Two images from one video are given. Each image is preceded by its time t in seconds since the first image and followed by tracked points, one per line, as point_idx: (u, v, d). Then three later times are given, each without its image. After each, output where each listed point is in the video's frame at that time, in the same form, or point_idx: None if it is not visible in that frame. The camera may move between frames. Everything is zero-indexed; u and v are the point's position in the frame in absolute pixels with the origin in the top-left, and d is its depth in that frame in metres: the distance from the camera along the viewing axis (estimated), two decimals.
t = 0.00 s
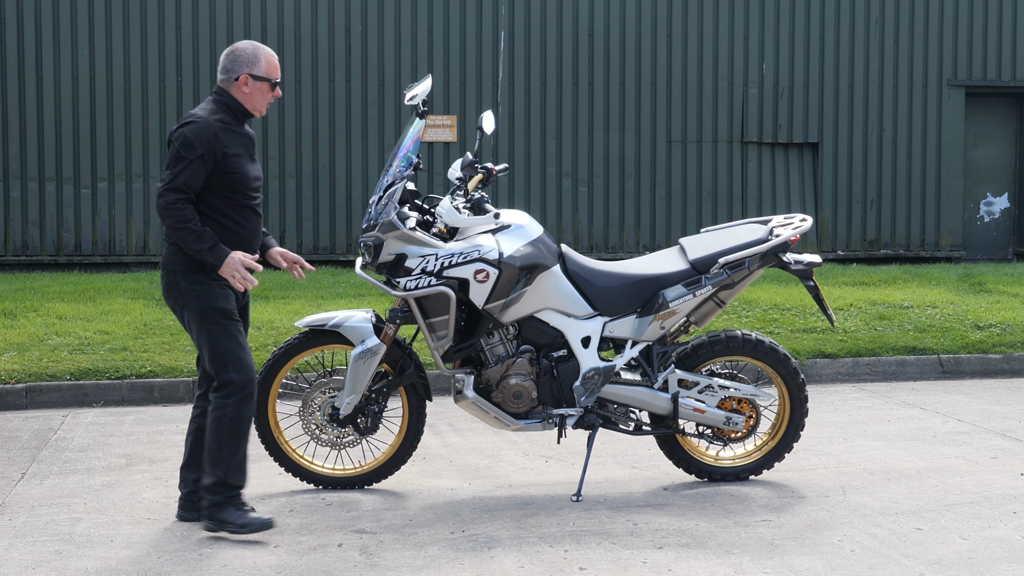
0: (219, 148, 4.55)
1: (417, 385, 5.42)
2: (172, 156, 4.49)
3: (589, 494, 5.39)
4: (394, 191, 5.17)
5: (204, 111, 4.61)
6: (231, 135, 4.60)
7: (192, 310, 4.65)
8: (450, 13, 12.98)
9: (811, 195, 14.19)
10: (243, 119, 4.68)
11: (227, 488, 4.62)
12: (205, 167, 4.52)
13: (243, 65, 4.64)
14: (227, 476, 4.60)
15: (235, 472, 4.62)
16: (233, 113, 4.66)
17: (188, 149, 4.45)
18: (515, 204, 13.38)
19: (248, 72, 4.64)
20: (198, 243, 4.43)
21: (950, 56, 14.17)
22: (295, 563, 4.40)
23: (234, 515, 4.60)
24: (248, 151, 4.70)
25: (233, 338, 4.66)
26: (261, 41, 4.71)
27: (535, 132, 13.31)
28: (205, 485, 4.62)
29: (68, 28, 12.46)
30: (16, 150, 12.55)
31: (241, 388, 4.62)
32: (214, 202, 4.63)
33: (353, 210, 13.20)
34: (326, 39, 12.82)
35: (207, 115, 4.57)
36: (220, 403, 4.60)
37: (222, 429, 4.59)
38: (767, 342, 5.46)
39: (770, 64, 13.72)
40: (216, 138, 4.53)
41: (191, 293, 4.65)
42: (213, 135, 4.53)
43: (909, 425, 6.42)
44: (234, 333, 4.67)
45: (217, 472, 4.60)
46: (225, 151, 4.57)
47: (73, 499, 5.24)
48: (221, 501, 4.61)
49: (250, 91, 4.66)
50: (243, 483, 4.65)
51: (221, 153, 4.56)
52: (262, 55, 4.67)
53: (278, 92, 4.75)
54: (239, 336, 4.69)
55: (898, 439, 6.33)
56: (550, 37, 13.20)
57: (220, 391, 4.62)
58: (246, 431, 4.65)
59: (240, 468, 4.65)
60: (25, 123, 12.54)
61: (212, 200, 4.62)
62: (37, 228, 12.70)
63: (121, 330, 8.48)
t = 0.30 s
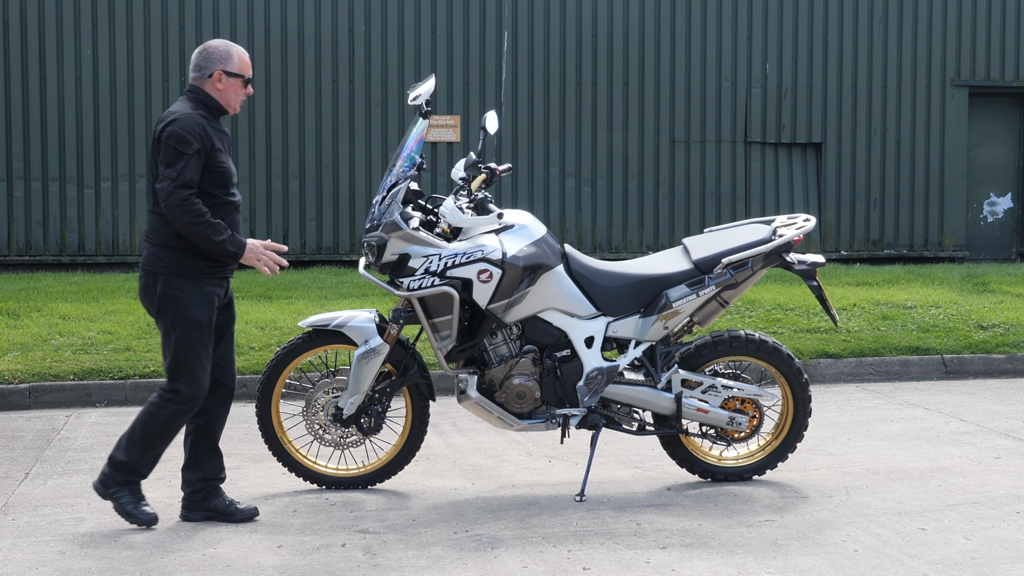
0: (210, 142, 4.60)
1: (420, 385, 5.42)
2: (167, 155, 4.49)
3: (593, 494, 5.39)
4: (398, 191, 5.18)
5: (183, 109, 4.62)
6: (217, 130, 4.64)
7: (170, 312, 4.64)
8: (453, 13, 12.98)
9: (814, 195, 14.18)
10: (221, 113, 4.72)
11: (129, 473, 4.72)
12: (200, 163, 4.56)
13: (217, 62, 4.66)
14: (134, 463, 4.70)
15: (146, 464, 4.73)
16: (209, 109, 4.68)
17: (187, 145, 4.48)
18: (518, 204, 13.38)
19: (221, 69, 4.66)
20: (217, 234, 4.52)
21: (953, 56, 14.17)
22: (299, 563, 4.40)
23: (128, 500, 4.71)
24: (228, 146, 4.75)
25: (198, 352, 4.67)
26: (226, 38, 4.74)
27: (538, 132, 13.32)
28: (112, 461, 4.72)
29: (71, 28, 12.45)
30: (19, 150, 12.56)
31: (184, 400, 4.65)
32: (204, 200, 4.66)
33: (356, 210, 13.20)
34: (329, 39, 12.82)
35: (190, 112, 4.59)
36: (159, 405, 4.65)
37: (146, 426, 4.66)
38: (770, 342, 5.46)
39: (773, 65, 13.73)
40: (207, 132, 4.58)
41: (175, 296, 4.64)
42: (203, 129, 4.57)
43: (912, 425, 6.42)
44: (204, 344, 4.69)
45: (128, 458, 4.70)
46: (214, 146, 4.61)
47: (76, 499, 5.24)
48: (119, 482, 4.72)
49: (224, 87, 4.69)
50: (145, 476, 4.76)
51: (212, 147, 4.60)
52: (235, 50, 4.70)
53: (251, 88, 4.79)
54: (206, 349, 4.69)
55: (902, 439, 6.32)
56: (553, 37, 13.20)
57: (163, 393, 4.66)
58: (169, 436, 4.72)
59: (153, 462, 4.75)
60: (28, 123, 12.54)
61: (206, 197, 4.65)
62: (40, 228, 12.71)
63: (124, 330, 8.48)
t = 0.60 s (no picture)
0: (174, 144, 4.57)
1: (424, 385, 5.42)
2: (130, 159, 4.47)
3: (597, 494, 5.39)
4: (401, 191, 5.18)
5: (150, 112, 4.59)
6: (182, 134, 4.61)
7: (120, 315, 4.65)
8: (456, 13, 12.98)
9: (818, 195, 14.19)
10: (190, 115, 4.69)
11: (110, 487, 4.79)
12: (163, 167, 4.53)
13: (187, 65, 4.63)
14: (109, 476, 4.78)
15: (121, 474, 4.79)
16: (177, 112, 4.65)
17: (149, 149, 4.45)
18: (522, 204, 13.39)
19: (190, 72, 4.63)
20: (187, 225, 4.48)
21: (957, 56, 14.16)
22: (303, 563, 4.40)
23: (115, 511, 4.79)
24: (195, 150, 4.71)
25: (140, 355, 4.68)
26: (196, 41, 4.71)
27: (542, 132, 13.32)
28: (91, 478, 4.81)
29: (75, 28, 12.44)
30: (22, 150, 12.56)
31: (128, 402, 4.69)
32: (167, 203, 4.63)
33: (360, 210, 13.20)
34: (332, 39, 12.82)
35: (154, 115, 4.57)
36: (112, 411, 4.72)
37: (108, 436, 4.72)
38: (774, 342, 5.46)
39: (777, 64, 13.73)
40: (170, 135, 4.55)
41: (124, 300, 4.64)
42: (167, 132, 4.54)
43: (916, 426, 6.42)
44: (148, 348, 4.70)
45: (101, 472, 4.77)
46: (178, 149, 4.58)
47: (80, 499, 5.24)
48: (102, 497, 4.80)
49: (194, 90, 4.66)
50: (127, 484, 4.82)
51: (175, 150, 4.57)
52: (204, 54, 4.67)
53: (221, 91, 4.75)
54: (149, 352, 4.71)
55: (906, 439, 6.32)
56: (557, 37, 13.20)
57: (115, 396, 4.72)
58: (131, 441, 4.76)
59: (125, 471, 4.80)
60: (31, 124, 12.54)
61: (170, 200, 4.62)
62: (44, 228, 12.71)
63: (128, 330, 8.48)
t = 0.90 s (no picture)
0: (134, 145, 4.56)
1: (427, 386, 5.42)
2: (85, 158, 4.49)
3: (600, 494, 5.39)
4: (405, 191, 5.18)
5: (121, 112, 4.62)
6: (146, 135, 4.60)
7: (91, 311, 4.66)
8: (460, 13, 12.98)
9: (822, 195, 14.19)
10: (161, 116, 4.68)
11: (109, 487, 4.80)
12: (120, 167, 4.52)
13: (160, 65, 4.63)
14: (107, 475, 4.79)
15: (118, 473, 4.80)
16: (150, 112, 4.66)
17: (103, 149, 4.44)
18: (526, 204, 13.38)
19: (165, 72, 4.62)
20: (125, 232, 4.43)
21: (961, 56, 14.15)
22: (307, 563, 4.40)
23: (117, 511, 4.79)
24: (165, 150, 4.69)
25: (115, 351, 4.68)
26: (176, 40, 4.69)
27: (546, 132, 13.32)
28: (90, 482, 4.81)
29: (79, 28, 12.44)
30: (27, 150, 12.57)
31: (109, 398, 4.70)
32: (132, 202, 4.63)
33: (363, 211, 13.20)
34: (336, 40, 12.82)
35: (119, 116, 4.58)
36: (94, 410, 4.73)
37: (98, 435, 4.73)
38: (777, 342, 5.46)
39: (781, 65, 13.72)
40: (130, 136, 4.54)
41: (95, 296, 4.65)
42: (127, 132, 4.54)
43: (920, 426, 6.43)
44: (122, 345, 4.70)
45: (98, 473, 4.78)
46: (138, 150, 4.57)
47: (83, 499, 5.24)
48: (103, 499, 4.80)
49: (169, 90, 4.64)
50: (125, 483, 4.82)
51: (136, 151, 4.57)
52: (179, 54, 4.65)
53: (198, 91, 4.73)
54: (125, 348, 4.71)
55: (910, 439, 6.33)
56: (561, 37, 13.20)
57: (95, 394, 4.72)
58: (120, 438, 4.77)
59: (122, 468, 4.81)
60: (36, 124, 12.55)
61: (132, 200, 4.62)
62: (48, 228, 12.71)
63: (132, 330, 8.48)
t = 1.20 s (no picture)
0: (131, 148, 4.56)
1: (431, 385, 5.42)
2: (82, 164, 4.50)
3: (604, 494, 5.39)
4: (409, 191, 5.18)
5: (117, 113, 4.63)
6: (142, 136, 4.60)
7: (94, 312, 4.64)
8: (464, 13, 12.97)
9: (825, 195, 14.19)
10: (158, 116, 4.69)
11: (113, 487, 4.80)
12: (116, 171, 4.53)
13: (155, 65, 4.64)
14: (110, 475, 4.78)
15: (121, 472, 4.79)
16: (148, 113, 4.66)
17: (99, 154, 4.45)
18: (529, 204, 13.38)
19: (159, 72, 4.63)
20: (95, 262, 4.45)
21: (965, 56, 14.16)
22: (311, 563, 4.40)
23: (121, 511, 4.79)
24: (162, 151, 4.69)
25: (119, 349, 4.69)
26: (171, 40, 4.72)
27: (549, 132, 13.32)
28: (93, 482, 4.81)
29: (82, 28, 12.44)
30: (30, 150, 12.57)
31: (114, 397, 4.71)
32: (129, 204, 4.63)
33: (367, 211, 13.20)
34: (340, 39, 12.81)
35: (116, 118, 4.58)
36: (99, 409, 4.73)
37: (102, 434, 4.73)
38: (781, 342, 5.46)
39: (784, 64, 13.72)
40: (126, 139, 4.55)
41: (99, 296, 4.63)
42: (123, 136, 4.54)
43: (924, 426, 6.43)
44: (127, 344, 4.70)
45: (101, 473, 4.77)
46: (136, 153, 4.57)
47: (87, 499, 5.24)
48: (107, 499, 4.80)
49: (163, 90, 4.64)
50: (129, 482, 4.82)
51: (134, 154, 4.57)
52: (172, 52, 4.67)
53: (192, 89, 4.73)
54: (130, 347, 4.72)
55: (913, 439, 6.33)
56: (565, 37, 13.20)
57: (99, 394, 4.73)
58: (124, 436, 4.76)
59: (126, 467, 4.80)
60: (39, 123, 12.54)
61: (129, 203, 4.62)
62: (51, 228, 12.72)
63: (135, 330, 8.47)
